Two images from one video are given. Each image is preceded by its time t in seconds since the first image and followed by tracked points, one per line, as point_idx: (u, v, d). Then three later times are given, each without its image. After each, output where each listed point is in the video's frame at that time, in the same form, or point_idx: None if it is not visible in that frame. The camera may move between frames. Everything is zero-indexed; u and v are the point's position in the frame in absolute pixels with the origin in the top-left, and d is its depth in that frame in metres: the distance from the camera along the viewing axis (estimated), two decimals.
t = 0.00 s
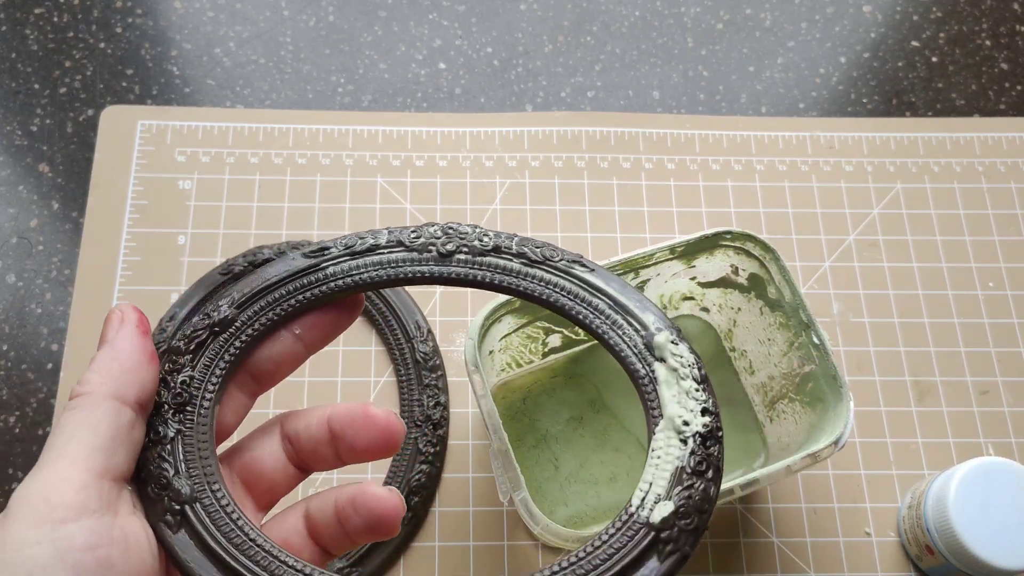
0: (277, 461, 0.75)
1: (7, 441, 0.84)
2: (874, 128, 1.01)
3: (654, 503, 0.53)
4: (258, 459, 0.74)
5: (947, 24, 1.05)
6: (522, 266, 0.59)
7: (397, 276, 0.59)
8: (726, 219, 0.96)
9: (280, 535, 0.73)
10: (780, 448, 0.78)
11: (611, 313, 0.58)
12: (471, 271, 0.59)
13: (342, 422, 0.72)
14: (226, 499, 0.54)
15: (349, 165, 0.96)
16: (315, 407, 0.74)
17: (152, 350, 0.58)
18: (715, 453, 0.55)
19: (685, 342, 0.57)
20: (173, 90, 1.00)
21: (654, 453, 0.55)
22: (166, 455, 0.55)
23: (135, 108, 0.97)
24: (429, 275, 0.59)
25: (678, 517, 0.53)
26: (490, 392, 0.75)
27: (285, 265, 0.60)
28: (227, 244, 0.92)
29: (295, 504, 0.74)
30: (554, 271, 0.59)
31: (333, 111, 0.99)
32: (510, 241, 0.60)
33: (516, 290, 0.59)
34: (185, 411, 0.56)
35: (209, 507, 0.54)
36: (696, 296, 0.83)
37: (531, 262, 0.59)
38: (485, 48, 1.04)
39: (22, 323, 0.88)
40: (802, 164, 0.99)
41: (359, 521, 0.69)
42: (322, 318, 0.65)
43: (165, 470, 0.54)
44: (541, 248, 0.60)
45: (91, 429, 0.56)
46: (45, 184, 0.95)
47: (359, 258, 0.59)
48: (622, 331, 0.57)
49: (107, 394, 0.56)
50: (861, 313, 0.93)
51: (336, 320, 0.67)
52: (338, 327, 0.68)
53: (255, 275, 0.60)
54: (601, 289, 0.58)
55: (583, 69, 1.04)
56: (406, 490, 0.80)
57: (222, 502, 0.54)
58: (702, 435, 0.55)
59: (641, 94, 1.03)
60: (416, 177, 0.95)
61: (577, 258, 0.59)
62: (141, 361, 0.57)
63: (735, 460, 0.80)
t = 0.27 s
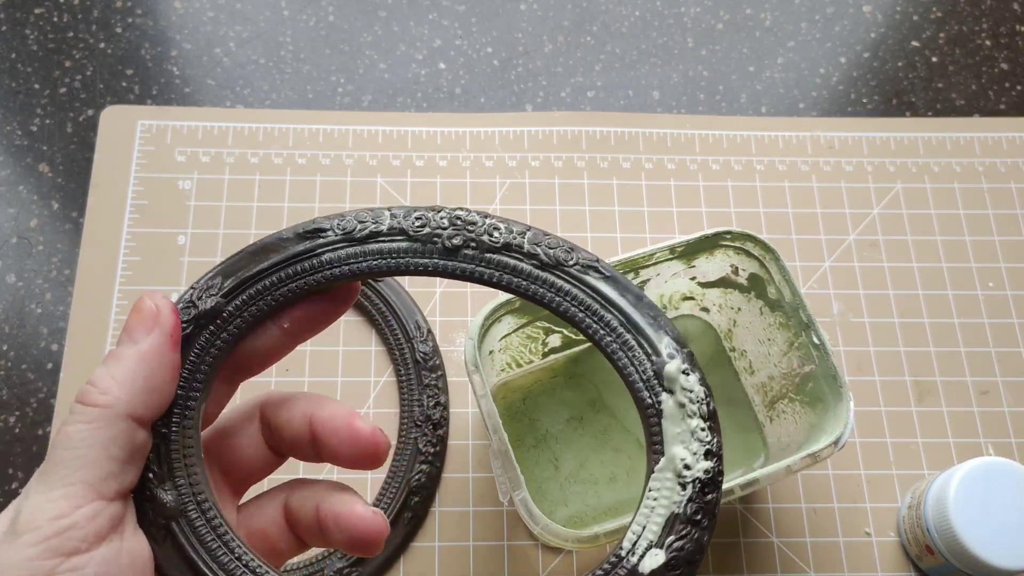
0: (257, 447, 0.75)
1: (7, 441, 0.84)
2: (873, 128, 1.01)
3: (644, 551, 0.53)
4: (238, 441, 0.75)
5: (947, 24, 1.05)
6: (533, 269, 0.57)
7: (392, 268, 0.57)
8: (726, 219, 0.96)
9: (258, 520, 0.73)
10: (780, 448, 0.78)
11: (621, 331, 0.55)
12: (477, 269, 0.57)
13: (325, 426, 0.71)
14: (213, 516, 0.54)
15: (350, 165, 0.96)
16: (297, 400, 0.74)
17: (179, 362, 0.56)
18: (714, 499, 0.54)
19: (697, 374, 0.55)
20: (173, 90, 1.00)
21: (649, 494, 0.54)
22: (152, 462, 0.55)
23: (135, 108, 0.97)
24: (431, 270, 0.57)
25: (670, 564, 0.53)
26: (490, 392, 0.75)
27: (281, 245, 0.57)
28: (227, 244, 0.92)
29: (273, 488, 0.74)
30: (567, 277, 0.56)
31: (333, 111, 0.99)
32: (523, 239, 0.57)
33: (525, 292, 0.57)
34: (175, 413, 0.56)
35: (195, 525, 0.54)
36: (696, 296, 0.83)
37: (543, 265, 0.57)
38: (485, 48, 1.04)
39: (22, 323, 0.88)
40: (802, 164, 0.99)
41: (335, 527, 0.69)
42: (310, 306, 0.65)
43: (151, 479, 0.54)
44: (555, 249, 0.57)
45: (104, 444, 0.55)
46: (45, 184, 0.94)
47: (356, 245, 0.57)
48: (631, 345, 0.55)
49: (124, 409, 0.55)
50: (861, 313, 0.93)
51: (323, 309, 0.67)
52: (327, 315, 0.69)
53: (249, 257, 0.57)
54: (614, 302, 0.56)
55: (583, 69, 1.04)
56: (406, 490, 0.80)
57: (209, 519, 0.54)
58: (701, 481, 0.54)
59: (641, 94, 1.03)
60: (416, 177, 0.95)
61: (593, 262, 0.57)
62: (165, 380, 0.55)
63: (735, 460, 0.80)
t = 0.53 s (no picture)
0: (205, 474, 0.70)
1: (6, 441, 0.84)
2: (874, 128, 1.01)
3: None
4: (184, 465, 0.70)
5: (947, 24, 1.05)
6: (505, 300, 0.53)
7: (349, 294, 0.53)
8: (726, 219, 0.96)
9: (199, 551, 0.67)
10: (780, 448, 0.78)
11: (598, 375, 0.52)
12: (444, 296, 0.53)
13: (266, 468, 0.65)
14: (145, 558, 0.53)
15: (350, 165, 0.96)
16: (245, 429, 0.68)
17: (111, 394, 0.53)
18: (686, 568, 0.51)
19: (678, 429, 0.52)
20: (173, 90, 1.00)
21: (618, 556, 0.51)
22: (82, 496, 0.53)
23: (135, 108, 0.97)
24: (393, 294, 0.53)
25: None
26: (490, 392, 0.75)
27: (229, 259, 0.53)
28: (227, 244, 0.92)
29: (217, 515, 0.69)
30: (542, 311, 0.53)
31: (333, 111, 0.99)
32: (496, 266, 0.53)
33: (494, 323, 0.53)
34: (108, 446, 0.53)
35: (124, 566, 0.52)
36: (696, 296, 0.84)
37: (516, 296, 0.53)
38: (485, 48, 1.04)
39: (22, 323, 0.88)
40: (802, 164, 0.99)
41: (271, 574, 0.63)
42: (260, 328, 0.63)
43: (80, 514, 0.53)
44: (531, 278, 0.53)
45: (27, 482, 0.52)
46: (45, 184, 0.94)
47: (309, 265, 0.53)
48: (607, 387, 0.52)
49: (47, 444, 0.53)
50: (861, 313, 0.93)
51: (275, 334, 0.65)
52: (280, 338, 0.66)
53: (195, 273, 0.53)
54: (591, 341, 0.52)
55: (583, 69, 1.04)
56: (406, 489, 0.80)
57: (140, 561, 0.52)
58: (674, 549, 0.51)
59: (641, 94, 1.03)
60: (416, 177, 0.95)
61: (571, 294, 0.53)
62: (93, 414, 0.52)
63: (735, 459, 0.80)
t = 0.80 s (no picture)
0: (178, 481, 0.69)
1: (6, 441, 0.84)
2: (874, 128, 1.01)
3: None
4: (156, 474, 0.68)
5: (947, 24, 1.05)
6: (481, 294, 0.52)
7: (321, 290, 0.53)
8: (726, 219, 0.96)
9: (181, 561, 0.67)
10: (780, 448, 0.78)
11: (578, 366, 0.51)
12: (418, 292, 0.53)
13: (243, 480, 0.63)
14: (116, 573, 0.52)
15: (350, 165, 0.96)
16: (220, 440, 0.67)
17: (72, 410, 0.52)
18: (677, 561, 0.51)
19: (664, 417, 0.51)
20: (173, 90, 1.00)
21: (608, 551, 0.51)
22: (48, 514, 0.52)
23: (135, 108, 0.97)
24: (366, 291, 0.53)
25: None
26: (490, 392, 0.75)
27: (191, 262, 0.53)
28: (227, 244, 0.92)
29: (195, 523, 0.68)
30: (519, 303, 0.52)
31: (333, 111, 0.99)
32: (469, 259, 0.52)
33: (470, 319, 0.52)
34: (73, 461, 0.53)
35: None
36: (696, 296, 0.84)
37: (491, 290, 0.52)
38: (485, 48, 1.04)
39: (22, 323, 0.88)
40: (802, 164, 0.99)
41: None
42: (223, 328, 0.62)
43: (47, 533, 0.52)
44: (505, 271, 0.52)
45: None
46: (45, 184, 0.94)
47: (276, 265, 0.53)
48: (588, 379, 0.51)
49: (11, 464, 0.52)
50: (861, 313, 0.93)
51: (238, 334, 0.64)
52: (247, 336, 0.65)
53: (157, 278, 0.53)
54: (571, 333, 0.52)
55: (583, 69, 1.04)
56: (406, 489, 0.80)
57: None
58: (664, 540, 0.50)
59: (641, 94, 1.03)
60: (416, 177, 0.95)
61: (549, 285, 0.52)
62: (54, 431, 0.52)
63: (735, 459, 0.80)
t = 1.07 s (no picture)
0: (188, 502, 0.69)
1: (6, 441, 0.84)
2: (874, 128, 1.01)
3: None
4: (168, 493, 0.68)
5: (947, 24, 1.05)
6: (490, 309, 0.52)
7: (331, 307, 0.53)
8: (726, 219, 0.96)
9: None
10: (780, 448, 0.78)
11: (589, 383, 0.52)
12: (427, 308, 0.52)
13: (250, 497, 0.63)
14: None
15: (350, 165, 0.96)
16: (228, 457, 0.66)
17: (81, 427, 0.53)
18: None
19: (677, 435, 0.51)
20: (173, 90, 1.00)
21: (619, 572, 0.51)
22: (57, 533, 0.52)
23: (135, 108, 0.97)
24: (374, 307, 0.53)
25: None
26: (490, 392, 0.75)
27: (199, 280, 0.53)
28: (227, 244, 0.92)
29: (206, 542, 0.67)
30: (528, 319, 0.52)
31: (333, 111, 0.99)
32: (478, 274, 0.52)
33: (480, 335, 0.52)
34: (82, 479, 0.53)
35: None
36: (696, 296, 0.84)
37: (500, 305, 0.52)
38: (485, 48, 1.04)
39: (22, 323, 0.88)
40: (802, 164, 0.99)
41: None
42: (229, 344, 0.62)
43: (56, 551, 0.52)
44: (515, 286, 0.52)
45: None
46: (45, 184, 0.94)
47: (285, 283, 0.52)
48: (600, 395, 0.51)
49: (18, 481, 0.52)
50: (861, 313, 0.93)
51: (244, 350, 0.65)
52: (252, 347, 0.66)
53: (165, 296, 0.53)
54: (581, 348, 0.52)
55: (583, 69, 1.04)
56: (406, 489, 0.80)
57: None
58: (678, 560, 0.50)
59: (641, 94, 1.03)
60: (416, 177, 0.95)
61: (559, 300, 0.52)
62: (64, 449, 0.52)
63: (735, 459, 0.80)
